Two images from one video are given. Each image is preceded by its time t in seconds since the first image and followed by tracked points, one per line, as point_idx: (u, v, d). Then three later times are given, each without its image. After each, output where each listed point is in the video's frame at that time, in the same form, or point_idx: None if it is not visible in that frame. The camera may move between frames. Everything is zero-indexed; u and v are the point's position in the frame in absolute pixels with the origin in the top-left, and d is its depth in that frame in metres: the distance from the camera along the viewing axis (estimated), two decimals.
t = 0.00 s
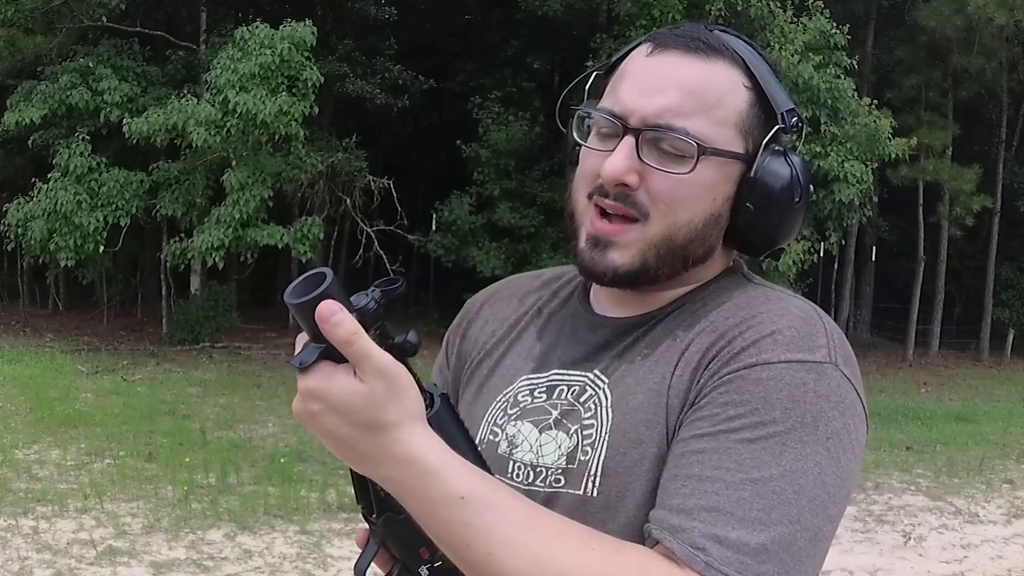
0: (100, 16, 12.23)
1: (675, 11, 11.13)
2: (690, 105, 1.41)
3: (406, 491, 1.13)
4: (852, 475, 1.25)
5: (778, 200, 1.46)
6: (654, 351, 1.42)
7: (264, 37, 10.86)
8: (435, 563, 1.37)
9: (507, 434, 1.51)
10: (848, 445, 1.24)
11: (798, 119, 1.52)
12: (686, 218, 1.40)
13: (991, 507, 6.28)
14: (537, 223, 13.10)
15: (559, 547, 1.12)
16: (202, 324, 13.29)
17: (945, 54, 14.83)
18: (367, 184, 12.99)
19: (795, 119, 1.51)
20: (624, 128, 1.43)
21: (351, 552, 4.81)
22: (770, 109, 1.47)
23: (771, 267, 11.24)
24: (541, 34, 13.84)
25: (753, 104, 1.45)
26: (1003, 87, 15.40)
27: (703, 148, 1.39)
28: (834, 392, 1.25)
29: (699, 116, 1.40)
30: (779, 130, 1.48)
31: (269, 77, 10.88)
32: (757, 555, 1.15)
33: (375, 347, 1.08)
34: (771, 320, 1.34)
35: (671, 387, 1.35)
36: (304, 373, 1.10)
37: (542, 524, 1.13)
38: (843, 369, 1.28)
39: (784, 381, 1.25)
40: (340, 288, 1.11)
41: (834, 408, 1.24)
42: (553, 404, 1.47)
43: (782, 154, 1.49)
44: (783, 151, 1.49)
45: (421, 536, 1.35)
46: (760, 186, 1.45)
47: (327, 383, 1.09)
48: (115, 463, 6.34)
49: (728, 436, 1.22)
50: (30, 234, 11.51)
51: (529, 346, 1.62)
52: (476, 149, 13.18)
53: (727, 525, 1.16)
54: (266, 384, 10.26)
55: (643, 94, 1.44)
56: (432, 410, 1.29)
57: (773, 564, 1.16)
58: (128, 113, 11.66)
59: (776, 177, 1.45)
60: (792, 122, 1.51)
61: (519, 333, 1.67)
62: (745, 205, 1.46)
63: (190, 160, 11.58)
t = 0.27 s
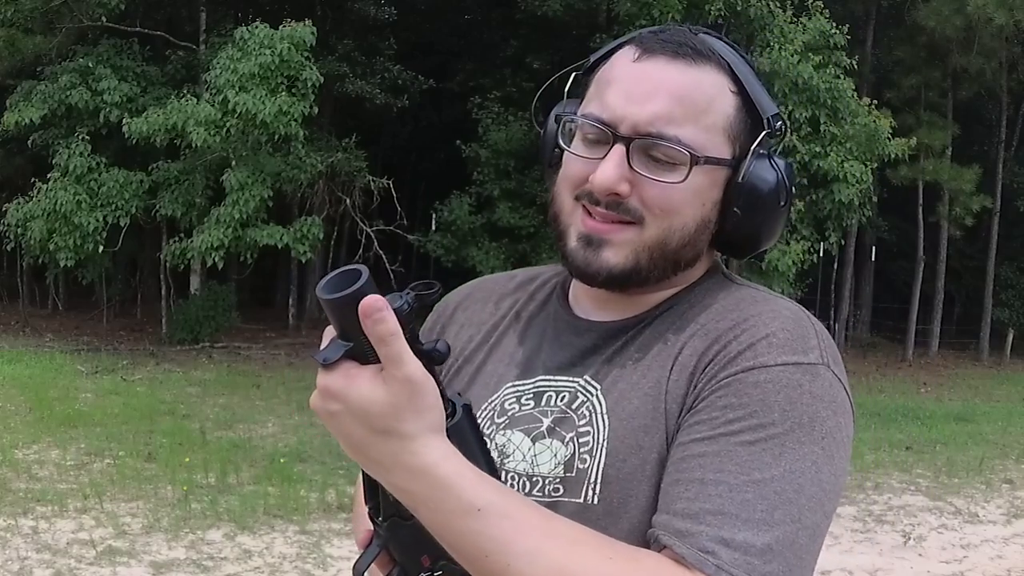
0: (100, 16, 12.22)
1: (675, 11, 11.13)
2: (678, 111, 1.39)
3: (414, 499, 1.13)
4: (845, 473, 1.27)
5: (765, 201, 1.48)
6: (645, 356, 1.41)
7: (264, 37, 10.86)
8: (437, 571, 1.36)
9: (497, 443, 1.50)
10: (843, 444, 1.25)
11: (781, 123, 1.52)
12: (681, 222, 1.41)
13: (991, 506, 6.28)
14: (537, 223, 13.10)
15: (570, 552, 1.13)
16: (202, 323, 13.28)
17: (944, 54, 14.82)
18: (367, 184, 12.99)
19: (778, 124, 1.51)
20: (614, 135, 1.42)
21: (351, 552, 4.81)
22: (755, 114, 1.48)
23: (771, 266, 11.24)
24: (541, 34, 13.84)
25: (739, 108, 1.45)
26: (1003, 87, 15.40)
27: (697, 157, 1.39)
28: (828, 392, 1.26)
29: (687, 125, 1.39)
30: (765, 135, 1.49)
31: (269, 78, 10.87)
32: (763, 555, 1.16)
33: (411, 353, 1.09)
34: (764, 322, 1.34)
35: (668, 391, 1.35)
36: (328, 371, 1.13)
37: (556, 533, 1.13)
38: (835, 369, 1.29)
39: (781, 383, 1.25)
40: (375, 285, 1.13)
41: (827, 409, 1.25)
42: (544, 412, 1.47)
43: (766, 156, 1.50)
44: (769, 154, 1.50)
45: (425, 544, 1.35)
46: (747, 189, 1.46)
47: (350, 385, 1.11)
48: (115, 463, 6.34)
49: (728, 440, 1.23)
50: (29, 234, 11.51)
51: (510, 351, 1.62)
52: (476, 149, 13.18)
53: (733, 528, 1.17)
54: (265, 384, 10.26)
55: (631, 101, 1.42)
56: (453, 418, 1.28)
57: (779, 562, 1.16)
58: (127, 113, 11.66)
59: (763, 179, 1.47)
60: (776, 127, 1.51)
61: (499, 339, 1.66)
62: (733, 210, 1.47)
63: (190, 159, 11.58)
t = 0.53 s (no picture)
0: (100, 16, 12.22)
1: (675, 11, 11.13)
2: (687, 102, 1.40)
3: (433, 515, 1.14)
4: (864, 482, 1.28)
5: (776, 194, 1.49)
6: (661, 363, 1.41)
7: (264, 37, 10.86)
8: None
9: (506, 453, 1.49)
10: (862, 452, 1.27)
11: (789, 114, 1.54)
12: (694, 215, 1.41)
13: (991, 506, 6.28)
14: (537, 223, 13.10)
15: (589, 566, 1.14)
16: (202, 323, 13.28)
17: (944, 54, 14.82)
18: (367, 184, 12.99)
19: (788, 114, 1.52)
20: (622, 127, 1.43)
21: (351, 552, 4.81)
22: (764, 105, 1.48)
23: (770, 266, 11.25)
24: (541, 34, 13.84)
25: (748, 99, 1.46)
26: (1002, 87, 15.40)
27: (707, 145, 1.40)
28: (849, 401, 1.27)
29: (696, 112, 1.40)
30: (774, 125, 1.50)
31: (269, 78, 10.88)
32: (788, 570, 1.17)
33: (428, 366, 1.09)
34: (784, 329, 1.34)
35: (687, 400, 1.35)
36: (343, 383, 1.14)
37: (575, 549, 1.15)
38: (856, 377, 1.30)
39: (804, 393, 1.25)
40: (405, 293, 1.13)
41: (849, 418, 1.26)
42: (555, 420, 1.47)
43: (775, 149, 1.51)
44: (778, 147, 1.51)
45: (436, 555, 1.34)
46: (759, 181, 1.47)
47: (367, 396, 1.12)
48: (115, 463, 6.34)
49: (751, 452, 1.23)
50: (29, 234, 11.51)
51: (517, 357, 1.62)
52: (476, 148, 13.19)
53: (759, 543, 1.17)
54: (265, 384, 10.25)
55: (638, 92, 1.43)
56: (476, 434, 1.25)
57: None
58: (127, 113, 11.66)
59: (774, 172, 1.48)
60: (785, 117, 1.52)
61: (505, 344, 1.67)
62: (746, 202, 1.48)
63: (190, 160, 11.57)
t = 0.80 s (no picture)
0: (99, 16, 12.21)
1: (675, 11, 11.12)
2: (698, 92, 1.41)
3: (444, 522, 1.14)
4: (889, 495, 1.25)
5: (796, 189, 1.48)
6: (675, 369, 1.40)
7: (263, 37, 10.86)
8: None
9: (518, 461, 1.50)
10: (886, 464, 1.23)
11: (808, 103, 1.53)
12: (709, 208, 1.40)
13: (990, 506, 6.28)
14: (537, 223, 13.10)
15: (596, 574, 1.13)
16: (202, 323, 13.28)
17: (944, 54, 14.82)
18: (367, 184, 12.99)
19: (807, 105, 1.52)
20: (631, 120, 1.44)
21: (351, 552, 4.81)
22: (780, 95, 1.48)
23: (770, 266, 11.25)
24: (540, 34, 13.84)
25: (763, 89, 1.46)
26: (1002, 87, 15.41)
27: (719, 134, 1.40)
28: (871, 410, 1.24)
29: (708, 102, 1.41)
30: (791, 115, 1.50)
31: (268, 77, 10.87)
32: None
33: (435, 362, 1.10)
34: (804, 335, 1.32)
35: (700, 408, 1.34)
36: (350, 374, 1.16)
37: (583, 556, 1.14)
38: (880, 387, 1.27)
39: (822, 402, 1.23)
40: (413, 282, 1.15)
41: (870, 429, 1.23)
42: (568, 428, 1.47)
43: (795, 141, 1.50)
44: (796, 138, 1.50)
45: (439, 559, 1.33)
46: (776, 175, 1.46)
47: (375, 389, 1.13)
48: (115, 463, 6.34)
49: (764, 463, 1.21)
50: (29, 234, 11.50)
51: (531, 361, 1.62)
52: (476, 148, 13.18)
53: (770, 560, 1.15)
54: (264, 384, 10.25)
55: (647, 85, 1.44)
56: (485, 435, 1.26)
57: None
58: (127, 113, 11.65)
59: (794, 162, 1.46)
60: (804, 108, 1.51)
61: (520, 348, 1.67)
62: (764, 196, 1.47)
63: (190, 159, 11.57)
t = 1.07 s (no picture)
0: (99, 16, 12.22)
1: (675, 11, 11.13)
2: (712, 88, 1.41)
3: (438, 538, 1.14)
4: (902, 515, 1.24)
5: (811, 187, 1.48)
6: (684, 378, 1.40)
7: (263, 37, 10.86)
8: None
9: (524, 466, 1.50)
10: (899, 485, 1.23)
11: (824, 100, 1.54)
12: (719, 208, 1.40)
13: (990, 506, 6.28)
14: (536, 223, 13.10)
15: None
16: (202, 323, 13.28)
17: (943, 54, 14.82)
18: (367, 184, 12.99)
19: (822, 102, 1.53)
20: (642, 117, 1.43)
21: (351, 552, 4.81)
22: (796, 92, 1.50)
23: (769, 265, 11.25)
24: (540, 34, 13.84)
25: (777, 86, 1.46)
26: (1001, 87, 15.41)
27: (732, 132, 1.40)
28: (885, 430, 1.23)
29: (722, 98, 1.41)
30: (806, 112, 1.50)
31: (268, 77, 10.87)
32: None
33: (431, 371, 1.10)
34: (817, 349, 1.31)
35: (707, 421, 1.33)
36: (351, 380, 1.16)
37: (584, 574, 1.15)
38: (895, 405, 1.26)
39: (833, 422, 1.22)
40: (423, 289, 1.15)
41: (883, 450, 1.22)
42: (575, 434, 1.46)
43: (811, 138, 1.51)
44: (812, 136, 1.50)
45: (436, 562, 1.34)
46: (792, 173, 1.46)
47: (376, 398, 1.13)
48: (114, 463, 6.34)
49: (771, 484, 1.22)
50: (29, 233, 11.50)
51: (542, 365, 1.62)
52: (475, 148, 13.18)
53: None
54: (264, 384, 10.24)
55: (658, 82, 1.44)
56: (493, 448, 1.26)
57: None
58: (127, 113, 11.66)
59: (808, 161, 1.47)
60: (819, 105, 1.52)
61: (532, 351, 1.67)
62: (779, 194, 1.47)
63: (190, 159, 11.57)
